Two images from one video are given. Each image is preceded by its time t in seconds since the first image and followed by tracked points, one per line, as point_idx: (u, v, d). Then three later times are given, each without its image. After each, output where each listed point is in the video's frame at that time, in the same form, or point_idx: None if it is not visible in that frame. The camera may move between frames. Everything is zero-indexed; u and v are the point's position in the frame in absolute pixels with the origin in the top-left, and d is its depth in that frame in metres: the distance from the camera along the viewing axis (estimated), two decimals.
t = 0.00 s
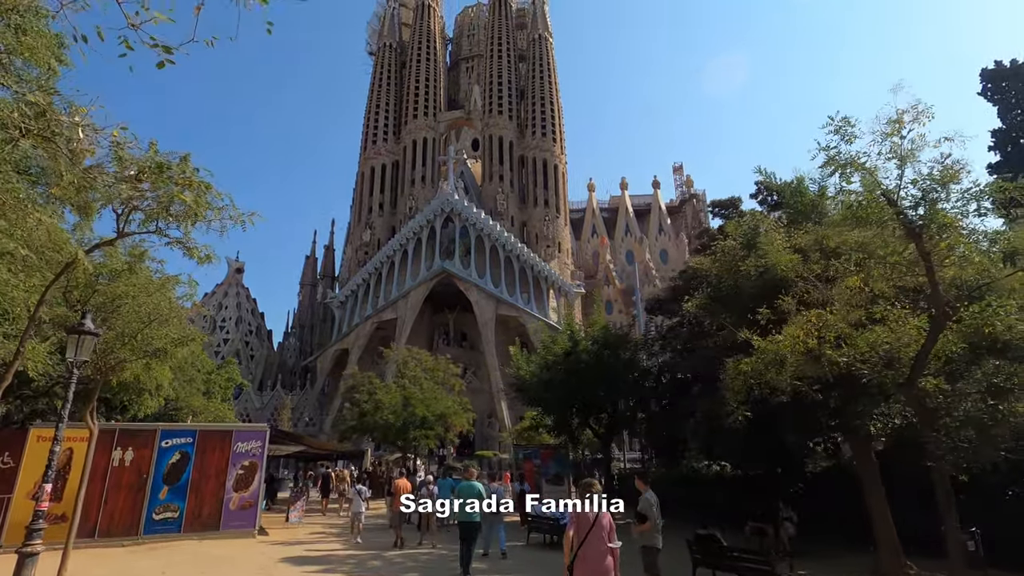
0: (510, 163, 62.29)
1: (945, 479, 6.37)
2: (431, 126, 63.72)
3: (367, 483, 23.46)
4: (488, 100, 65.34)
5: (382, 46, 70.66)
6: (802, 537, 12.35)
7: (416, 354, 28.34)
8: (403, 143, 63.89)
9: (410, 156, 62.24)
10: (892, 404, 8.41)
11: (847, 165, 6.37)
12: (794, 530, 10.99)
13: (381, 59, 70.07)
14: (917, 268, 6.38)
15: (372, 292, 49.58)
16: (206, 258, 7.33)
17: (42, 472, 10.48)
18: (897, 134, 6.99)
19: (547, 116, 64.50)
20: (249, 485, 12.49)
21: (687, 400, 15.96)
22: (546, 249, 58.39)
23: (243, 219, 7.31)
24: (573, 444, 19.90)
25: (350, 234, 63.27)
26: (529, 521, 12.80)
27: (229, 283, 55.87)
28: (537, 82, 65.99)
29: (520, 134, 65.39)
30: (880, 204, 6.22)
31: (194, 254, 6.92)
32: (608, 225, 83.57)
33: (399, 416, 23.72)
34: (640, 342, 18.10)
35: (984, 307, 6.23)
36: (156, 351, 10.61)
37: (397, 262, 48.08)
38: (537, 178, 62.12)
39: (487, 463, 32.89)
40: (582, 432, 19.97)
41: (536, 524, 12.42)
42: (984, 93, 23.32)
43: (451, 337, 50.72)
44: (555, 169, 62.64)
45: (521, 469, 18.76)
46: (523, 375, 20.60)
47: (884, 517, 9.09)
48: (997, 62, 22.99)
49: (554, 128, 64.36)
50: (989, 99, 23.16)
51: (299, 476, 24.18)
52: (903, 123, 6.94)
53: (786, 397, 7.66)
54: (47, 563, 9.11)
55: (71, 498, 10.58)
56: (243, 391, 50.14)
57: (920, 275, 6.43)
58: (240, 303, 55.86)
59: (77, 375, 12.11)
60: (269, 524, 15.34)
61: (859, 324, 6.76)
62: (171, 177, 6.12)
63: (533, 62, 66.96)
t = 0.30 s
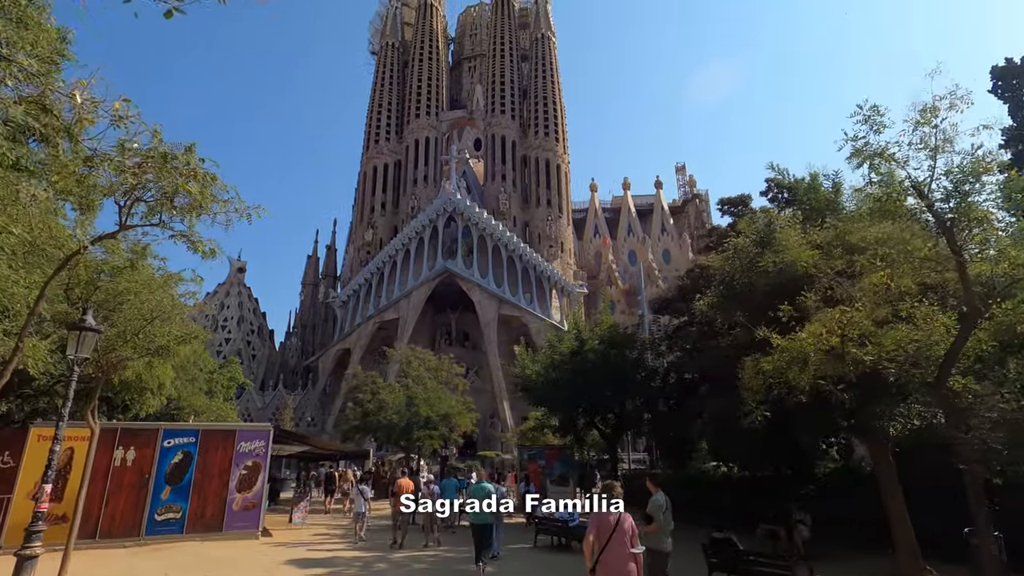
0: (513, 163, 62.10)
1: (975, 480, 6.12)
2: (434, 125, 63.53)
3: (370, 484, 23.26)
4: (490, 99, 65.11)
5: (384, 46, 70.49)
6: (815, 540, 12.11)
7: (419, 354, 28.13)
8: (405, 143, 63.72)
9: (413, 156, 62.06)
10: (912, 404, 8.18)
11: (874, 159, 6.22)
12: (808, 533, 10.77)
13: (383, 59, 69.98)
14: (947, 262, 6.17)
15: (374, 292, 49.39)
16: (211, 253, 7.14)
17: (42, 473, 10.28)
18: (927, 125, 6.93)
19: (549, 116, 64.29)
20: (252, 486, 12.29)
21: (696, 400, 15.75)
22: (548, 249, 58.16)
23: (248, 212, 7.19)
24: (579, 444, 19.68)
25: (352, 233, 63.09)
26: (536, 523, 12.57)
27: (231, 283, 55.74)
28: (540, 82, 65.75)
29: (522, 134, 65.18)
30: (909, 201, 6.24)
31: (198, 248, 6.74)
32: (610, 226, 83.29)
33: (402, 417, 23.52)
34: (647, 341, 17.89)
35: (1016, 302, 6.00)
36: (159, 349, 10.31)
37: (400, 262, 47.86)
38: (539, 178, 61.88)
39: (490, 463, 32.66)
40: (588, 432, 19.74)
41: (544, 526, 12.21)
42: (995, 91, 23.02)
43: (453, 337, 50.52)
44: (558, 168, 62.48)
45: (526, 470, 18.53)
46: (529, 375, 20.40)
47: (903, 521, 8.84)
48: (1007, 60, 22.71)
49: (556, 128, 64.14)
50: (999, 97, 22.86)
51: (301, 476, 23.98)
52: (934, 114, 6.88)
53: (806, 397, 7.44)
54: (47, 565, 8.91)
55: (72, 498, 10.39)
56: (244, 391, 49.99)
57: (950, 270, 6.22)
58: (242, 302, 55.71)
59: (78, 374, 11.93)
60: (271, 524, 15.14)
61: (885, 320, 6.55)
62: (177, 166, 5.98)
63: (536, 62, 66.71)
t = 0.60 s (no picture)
0: (516, 162, 61.87)
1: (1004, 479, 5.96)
2: (436, 124, 63.37)
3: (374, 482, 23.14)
4: (493, 97, 64.85)
5: (386, 44, 70.33)
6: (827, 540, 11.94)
7: (423, 352, 28.00)
8: (408, 141, 63.58)
9: (415, 154, 61.94)
10: (931, 402, 8.02)
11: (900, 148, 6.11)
12: (821, 532, 10.61)
13: (385, 58, 69.82)
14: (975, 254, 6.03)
15: (377, 290, 49.26)
16: (218, 245, 6.99)
17: (45, 470, 10.16)
18: (959, 109, 6.73)
19: (552, 114, 64.09)
20: (256, 484, 12.15)
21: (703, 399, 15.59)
22: (551, 247, 57.99)
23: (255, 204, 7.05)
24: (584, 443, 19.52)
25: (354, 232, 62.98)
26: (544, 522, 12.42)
27: (234, 281, 55.67)
28: (543, 80, 65.53)
29: (525, 132, 64.97)
30: (935, 191, 6.19)
31: (205, 240, 6.59)
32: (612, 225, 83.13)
33: (407, 414, 23.40)
34: (653, 340, 17.72)
35: None
36: (163, 344, 10.35)
37: (402, 260, 47.71)
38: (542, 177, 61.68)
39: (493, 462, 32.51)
40: (594, 431, 19.57)
41: (552, 525, 12.03)
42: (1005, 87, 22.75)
43: (456, 336, 50.36)
44: (561, 167, 62.25)
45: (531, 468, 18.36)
46: (534, 373, 20.25)
47: (921, 520, 8.67)
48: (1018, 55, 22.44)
49: (559, 127, 63.91)
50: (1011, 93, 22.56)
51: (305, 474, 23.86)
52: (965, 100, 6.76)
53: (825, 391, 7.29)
54: (51, 564, 8.78)
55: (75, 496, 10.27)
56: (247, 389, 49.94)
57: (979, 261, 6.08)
58: (245, 301, 55.63)
59: (83, 371, 11.84)
60: (276, 523, 15.04)
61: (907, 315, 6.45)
62: (182, 151, 5.83)
63: (539, 60, 66.52)
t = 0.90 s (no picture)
0: (519, 160, 61.61)
1: None
2: (439, 122, 63.17)
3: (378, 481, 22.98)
4: (495, 95, 64.55)
5: (389, 42, 70.14)
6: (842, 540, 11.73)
7: (427, 350, 27.83)
8: (410, 139, 63.41)
9: (418, 152, 61.78)
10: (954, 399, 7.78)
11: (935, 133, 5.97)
12: (837, 532, 10.39)
13: (387, 56, 69.61)
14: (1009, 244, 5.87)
15: (379, 288, 49.12)
16: (225, 234, 6.82)
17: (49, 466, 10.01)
18: (997, 98, 7.32)
19: (555, 112, 63.86)
20: (262, 481, 11.98)
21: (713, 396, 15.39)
22: (554, 245, 57.78)
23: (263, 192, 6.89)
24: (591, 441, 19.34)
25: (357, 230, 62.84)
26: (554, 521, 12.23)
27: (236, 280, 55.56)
28: (546, 77, 65.30)
29: (528, 130, 64.74)
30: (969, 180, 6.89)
31: (212, 229, 6.41)
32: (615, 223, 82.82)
33: (411, 412, 23.21)
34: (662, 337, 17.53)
35: None
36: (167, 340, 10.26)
37: (405, 259, 47.52)
38: (545, 175, 61.46)
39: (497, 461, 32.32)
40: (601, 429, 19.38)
41: (561, 524, 11.83)
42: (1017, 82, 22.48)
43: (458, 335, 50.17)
44: (564, 165, 62.00)
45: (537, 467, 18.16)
46: (541, 370, 20.06)
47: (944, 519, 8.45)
48: None
49: (562, 124, 63.66)
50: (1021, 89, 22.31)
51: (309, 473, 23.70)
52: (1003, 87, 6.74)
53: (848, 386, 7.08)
54: (54, 562, 8.62)
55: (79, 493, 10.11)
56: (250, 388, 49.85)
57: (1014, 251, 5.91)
58: (247, 299, 55.47)
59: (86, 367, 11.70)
60: (281, 521, 14.89)
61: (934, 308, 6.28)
62: (188, 138, 5.69)
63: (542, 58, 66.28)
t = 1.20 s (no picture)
0: (522, 158, 61.26)
1: None
2: (442, 120, 63.01)
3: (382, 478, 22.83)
4: (498, 93, 64.16)
5: (392, 40, 70.02)
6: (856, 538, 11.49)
7: (431, 347, 27.66)
8: (414, 137, 63.28)
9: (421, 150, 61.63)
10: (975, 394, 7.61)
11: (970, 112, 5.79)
12: (853, 530, 10.16)
13: (391, 53, 69.45)
14: None
15: (382, 286, 48.95)
16: (230, 220, 6.63)
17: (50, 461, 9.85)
18: None
19: (559, 109, 63.66)
20: (266, 477, 11.82)
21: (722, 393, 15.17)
22: (558, 243, 57.56)
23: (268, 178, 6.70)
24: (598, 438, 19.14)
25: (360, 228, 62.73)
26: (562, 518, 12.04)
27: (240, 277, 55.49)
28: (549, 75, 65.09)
29: (532, 128, 64.52)
30: (1005, 159, 7.06)
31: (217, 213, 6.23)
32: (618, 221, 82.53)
33: (416, 409, 23.03)
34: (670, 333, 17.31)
35: None
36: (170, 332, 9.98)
37: (408, 257, 47.32)
38: (548, 173, 61.25)
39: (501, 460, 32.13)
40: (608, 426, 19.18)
41: (570, 521, 11.64)
42: None
43: (461, 333, 49.94)
44: (567, 163, 61.84)
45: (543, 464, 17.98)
46: (547, 367, 19.87)
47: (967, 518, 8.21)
48: None
49: (566, 122, 63.46)
50: None
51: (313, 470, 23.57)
52: None
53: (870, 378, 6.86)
54: (55, 557, 8.47)
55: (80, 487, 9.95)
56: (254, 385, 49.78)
57: None
58: (251, 297, 55.34)
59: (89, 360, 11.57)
60: (286, 518, 14.73)
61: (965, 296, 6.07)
62: (192, 118, 5.54)
63: (545, 55, 66.07)
